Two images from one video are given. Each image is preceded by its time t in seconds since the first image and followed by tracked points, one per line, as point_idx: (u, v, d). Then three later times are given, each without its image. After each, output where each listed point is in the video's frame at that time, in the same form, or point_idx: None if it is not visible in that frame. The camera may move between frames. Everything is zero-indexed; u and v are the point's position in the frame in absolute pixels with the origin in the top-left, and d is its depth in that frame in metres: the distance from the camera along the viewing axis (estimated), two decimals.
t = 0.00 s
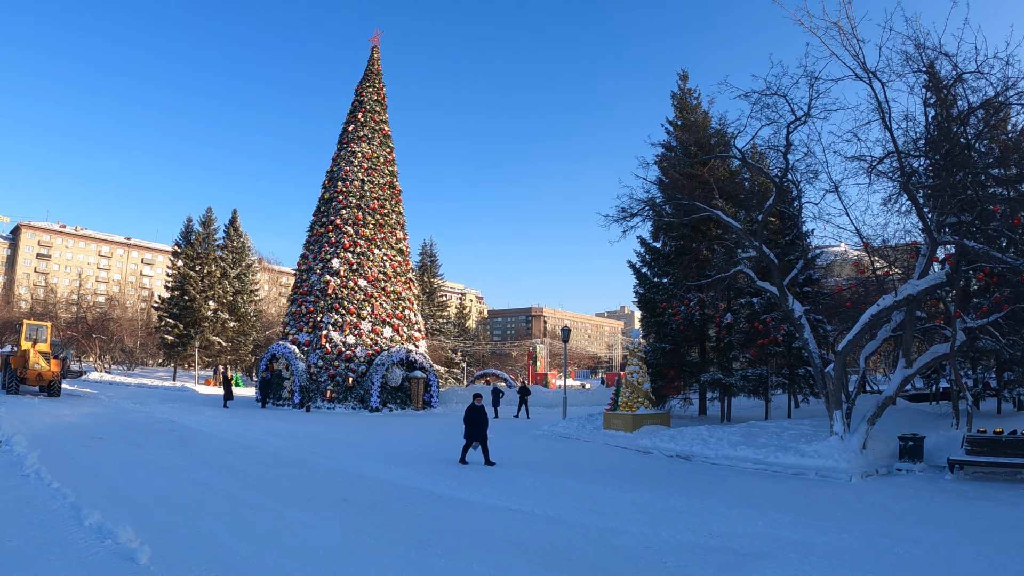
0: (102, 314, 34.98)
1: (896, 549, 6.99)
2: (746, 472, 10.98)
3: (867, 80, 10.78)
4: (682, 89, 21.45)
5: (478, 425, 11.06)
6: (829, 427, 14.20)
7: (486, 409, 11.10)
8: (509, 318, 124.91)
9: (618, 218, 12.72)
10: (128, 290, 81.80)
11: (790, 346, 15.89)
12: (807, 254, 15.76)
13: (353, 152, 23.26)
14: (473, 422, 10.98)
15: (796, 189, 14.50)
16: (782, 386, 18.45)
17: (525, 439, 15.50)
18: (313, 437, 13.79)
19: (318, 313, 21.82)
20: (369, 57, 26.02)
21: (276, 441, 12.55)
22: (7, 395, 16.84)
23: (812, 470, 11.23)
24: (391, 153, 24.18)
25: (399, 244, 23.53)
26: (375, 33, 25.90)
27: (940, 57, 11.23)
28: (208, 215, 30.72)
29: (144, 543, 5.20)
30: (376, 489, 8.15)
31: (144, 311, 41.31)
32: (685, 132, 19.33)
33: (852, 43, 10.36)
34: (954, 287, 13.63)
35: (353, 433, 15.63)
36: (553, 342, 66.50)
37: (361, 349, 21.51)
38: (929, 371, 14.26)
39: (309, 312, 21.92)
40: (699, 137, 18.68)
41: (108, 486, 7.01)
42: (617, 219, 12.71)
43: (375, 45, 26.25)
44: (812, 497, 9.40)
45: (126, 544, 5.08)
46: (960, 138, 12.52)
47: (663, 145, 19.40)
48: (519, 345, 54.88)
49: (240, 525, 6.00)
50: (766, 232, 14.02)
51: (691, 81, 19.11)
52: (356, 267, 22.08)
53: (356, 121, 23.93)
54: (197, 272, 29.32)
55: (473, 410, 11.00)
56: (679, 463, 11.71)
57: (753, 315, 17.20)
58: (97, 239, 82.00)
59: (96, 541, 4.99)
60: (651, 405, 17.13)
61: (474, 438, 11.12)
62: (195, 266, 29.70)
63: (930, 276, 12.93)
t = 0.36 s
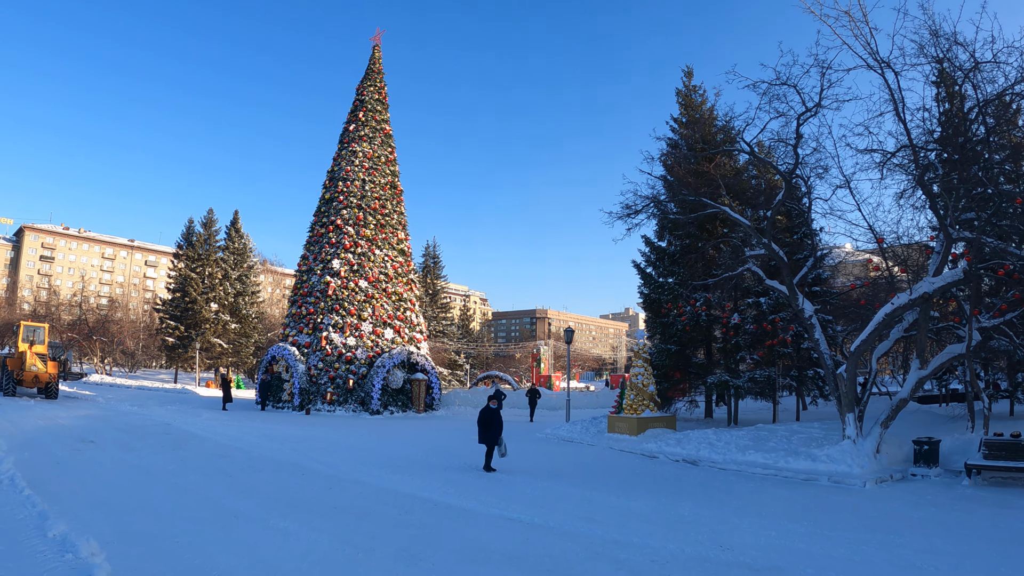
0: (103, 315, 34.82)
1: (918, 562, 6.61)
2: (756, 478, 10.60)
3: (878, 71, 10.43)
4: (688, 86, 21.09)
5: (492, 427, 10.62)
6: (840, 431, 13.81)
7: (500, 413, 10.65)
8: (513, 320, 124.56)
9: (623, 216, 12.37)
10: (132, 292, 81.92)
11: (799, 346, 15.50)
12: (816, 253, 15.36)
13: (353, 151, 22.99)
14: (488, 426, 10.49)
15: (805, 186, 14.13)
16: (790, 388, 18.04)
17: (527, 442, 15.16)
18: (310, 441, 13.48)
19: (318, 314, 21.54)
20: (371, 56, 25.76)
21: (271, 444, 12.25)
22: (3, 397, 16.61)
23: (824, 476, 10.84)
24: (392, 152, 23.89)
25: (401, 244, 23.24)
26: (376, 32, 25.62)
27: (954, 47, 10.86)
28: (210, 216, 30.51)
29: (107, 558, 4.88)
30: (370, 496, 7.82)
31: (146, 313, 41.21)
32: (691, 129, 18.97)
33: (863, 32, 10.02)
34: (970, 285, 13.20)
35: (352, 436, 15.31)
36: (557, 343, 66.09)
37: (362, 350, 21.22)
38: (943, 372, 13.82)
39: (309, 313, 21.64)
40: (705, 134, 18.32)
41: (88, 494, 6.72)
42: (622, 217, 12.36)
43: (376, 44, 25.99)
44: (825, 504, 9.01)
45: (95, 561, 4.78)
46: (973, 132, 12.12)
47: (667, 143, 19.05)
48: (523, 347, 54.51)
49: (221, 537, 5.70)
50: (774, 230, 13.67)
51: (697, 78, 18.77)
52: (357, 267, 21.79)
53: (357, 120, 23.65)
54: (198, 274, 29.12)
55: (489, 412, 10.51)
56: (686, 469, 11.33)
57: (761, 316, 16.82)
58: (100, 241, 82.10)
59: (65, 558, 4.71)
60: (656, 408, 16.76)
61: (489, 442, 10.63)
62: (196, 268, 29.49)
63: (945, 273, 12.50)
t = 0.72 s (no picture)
0: (104, 316, 34.68)
1: (943, 568, 6.24)
2: (768, 479, 10.22)
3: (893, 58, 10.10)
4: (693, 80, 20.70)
5: (508, 431, 10.09)
6: (853, 430, 13.41)
7: (515, 414, 10.17)
8: (518, 321, 124.47)
9: (629, 209, 12.01)
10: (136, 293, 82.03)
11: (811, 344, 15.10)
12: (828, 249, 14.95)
13: (354, 149, 22.72)
14: (503, 428, 9.95)
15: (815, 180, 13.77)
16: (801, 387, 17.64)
17: (531, 443, 14.84)
18: (309, 442, 13.19)
19: (319, 314, 21.28)
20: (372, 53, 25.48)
21: (269, 445, 11.97)
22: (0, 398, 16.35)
23: (839, 477, 10.45)
24: (394, 150, 23.60)
25: (402, 243, 22.93)
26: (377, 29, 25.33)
27: (972, 33, 10.48)
28: (212, 216, 30.29)
29: (78, 570, 4.54)
30: (367, 501, 7.49)
31: (148, 314, 41.10)
32: (697, 123, 18.59)
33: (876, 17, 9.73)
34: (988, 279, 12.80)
35: (353, 437, 15.04)
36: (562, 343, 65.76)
37: (364, 350, 20.94)
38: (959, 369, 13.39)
39: (310, 313, 21.37)
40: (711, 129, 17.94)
41: (70, 499, 6.43)
42: (628, 210, 12.00)
43: (377, 41, 25.69)
44: (842, 507, 8.63)
45: (67, 575, 4.45)
46: (989, 122, 11.73)
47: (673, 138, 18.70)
48: (528, 347, 54.21)
49: (204, 544, 5.40)
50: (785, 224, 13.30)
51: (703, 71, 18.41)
52: (358, 266, 21.51)
53: (357, 118, 23.37)
54: (200, 274, 28.86)
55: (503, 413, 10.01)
56: (696, 470, 10.96)
57: (770, 313, 16.43)
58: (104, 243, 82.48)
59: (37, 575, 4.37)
60: (664, 408, 16.41)
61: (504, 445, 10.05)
62: (198, 268, 29.26)
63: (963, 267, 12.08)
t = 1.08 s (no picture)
0: (107, 318, 34.65)
1: None
2: (781, 483, 9.86)
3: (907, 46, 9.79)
4: (700, 76, 20.38)
5: (525, 434, 9.53)
6: (867, 432, 13.03)
7: (533, 418, 9.69)
8: (523, 322, 124.15)
9: (636, 205, 11.69)
10: (140, 296, 82.21)
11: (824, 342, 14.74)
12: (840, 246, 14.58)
13: (357, 148, 22.47)
14: (520, 430, 9.41)
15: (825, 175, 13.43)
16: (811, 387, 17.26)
17: (536, 446, 14.53)
18: (308, 444, 12.90)
19: (321, 314, 21.03)
20: (374, 52, 25.23)
21: (266, 448, 11.69)
22: None
23: (855, 480, 10.09)
24: (397, 149, 23.35)
25: (405, 243, 22.67)
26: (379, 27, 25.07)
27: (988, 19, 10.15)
28: (214, 217, 30.16)
29: None
30: (364, 507, 7.19)
31: (152, 316, 41.13)
32: (704, 119, 18.25)
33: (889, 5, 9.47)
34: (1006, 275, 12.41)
35: (354, 439, 14.75)
36: (567, 344, 65.39)
37: (366, 351, 20.68)
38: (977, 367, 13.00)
39: (312, 313, 21.13)
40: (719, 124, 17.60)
41: (52, 507, 6.16)
42: (635, 205, 11.68)
43: (379, 39, 25.46)
44: (859, 512, 8.28)
45: None
46: (1006, 111, 11.37)
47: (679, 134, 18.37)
48: (534, 347, 53.88)
49: (188, 555, 5.11)
50: (797, 220, 12.96)
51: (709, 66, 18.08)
52: (360, 266, 21.26)
53: (360, 116, 23.12)
54: (202, 275, 28.79)
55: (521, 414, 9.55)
56: (706, 473, 10.62)
57: (779, 311, 16.07)
58: (109, 245, 82.78)
59: None
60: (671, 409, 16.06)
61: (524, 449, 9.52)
62: (200, 269, 29.19)
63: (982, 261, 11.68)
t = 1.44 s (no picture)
0: (124, 323, 34.98)
1: None
2: (805, 485, 9.50)
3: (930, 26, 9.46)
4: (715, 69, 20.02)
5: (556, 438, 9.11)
6: (894, 431, 12.57)
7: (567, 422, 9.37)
8: (539, 323, 123.95)
9: (651, 198, 11.39)
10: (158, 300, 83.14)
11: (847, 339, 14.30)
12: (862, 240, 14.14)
13: (369, 149, 22.39)
14: (553, 431, 9.06)
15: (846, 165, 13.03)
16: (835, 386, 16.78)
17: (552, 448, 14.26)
18: (319, 448, 12.76)
19: (335, 316, 20.95)
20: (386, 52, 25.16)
21: (277, 452, 11.56)
22: (13, 405, 16.26)
23: (883, 481, 9.69)
24: (409, 149, 23.24)
25: (419, 243, 22.54)
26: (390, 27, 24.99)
27: None
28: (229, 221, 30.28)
29: None
30: (372, 511, 7.00)
31: (168, 320, 41.51)
32: (720, 112, 17.88)
33: None
34: None
35: (366, 442, 14.60)
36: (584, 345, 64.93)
37: (380, 353, 20.56)
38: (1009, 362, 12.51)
39: (325, 315, 21.07)
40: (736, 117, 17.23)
41: (52, 512, 6.04)
42: (651, 199, 11.38)
43: (391, 40, 25.40)
44: (889, 515, 7.90)
45: None
46: None
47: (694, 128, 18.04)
48: (550, 348, 53.55)
49: (186, 561, 4.95)
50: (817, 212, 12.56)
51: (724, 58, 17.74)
52: (374, 267, 21.17)
53: (372, 117, 23.04)
54: (217, 279, 28.92)
55: (553, 415, 9.24)
56: (727, 475, 10.28)
57: (800, 307, 15.66)
58: (125, 250, 83.98)
59: None
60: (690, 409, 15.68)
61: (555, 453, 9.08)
62: (215, 273, 29.33)
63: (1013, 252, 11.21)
